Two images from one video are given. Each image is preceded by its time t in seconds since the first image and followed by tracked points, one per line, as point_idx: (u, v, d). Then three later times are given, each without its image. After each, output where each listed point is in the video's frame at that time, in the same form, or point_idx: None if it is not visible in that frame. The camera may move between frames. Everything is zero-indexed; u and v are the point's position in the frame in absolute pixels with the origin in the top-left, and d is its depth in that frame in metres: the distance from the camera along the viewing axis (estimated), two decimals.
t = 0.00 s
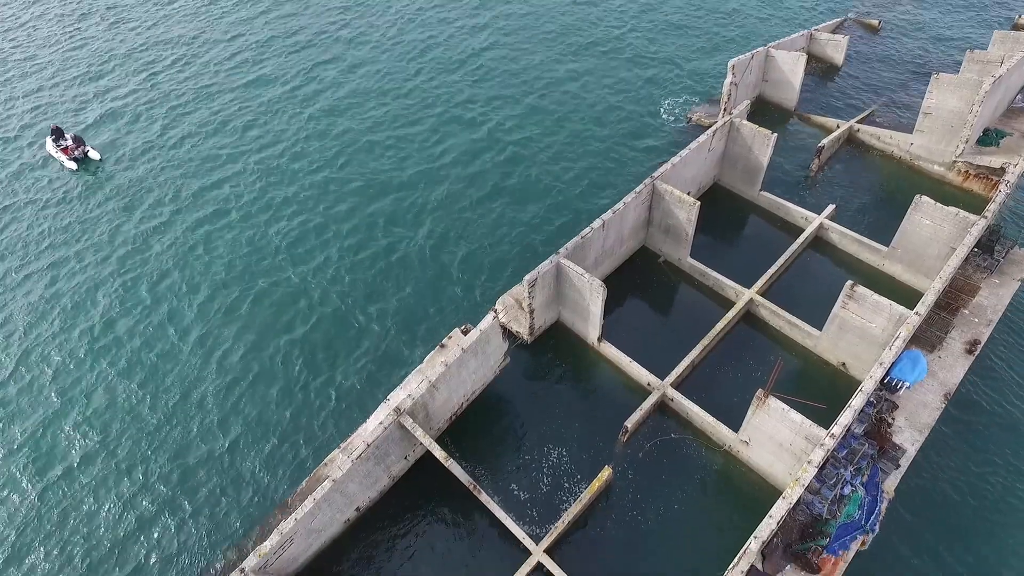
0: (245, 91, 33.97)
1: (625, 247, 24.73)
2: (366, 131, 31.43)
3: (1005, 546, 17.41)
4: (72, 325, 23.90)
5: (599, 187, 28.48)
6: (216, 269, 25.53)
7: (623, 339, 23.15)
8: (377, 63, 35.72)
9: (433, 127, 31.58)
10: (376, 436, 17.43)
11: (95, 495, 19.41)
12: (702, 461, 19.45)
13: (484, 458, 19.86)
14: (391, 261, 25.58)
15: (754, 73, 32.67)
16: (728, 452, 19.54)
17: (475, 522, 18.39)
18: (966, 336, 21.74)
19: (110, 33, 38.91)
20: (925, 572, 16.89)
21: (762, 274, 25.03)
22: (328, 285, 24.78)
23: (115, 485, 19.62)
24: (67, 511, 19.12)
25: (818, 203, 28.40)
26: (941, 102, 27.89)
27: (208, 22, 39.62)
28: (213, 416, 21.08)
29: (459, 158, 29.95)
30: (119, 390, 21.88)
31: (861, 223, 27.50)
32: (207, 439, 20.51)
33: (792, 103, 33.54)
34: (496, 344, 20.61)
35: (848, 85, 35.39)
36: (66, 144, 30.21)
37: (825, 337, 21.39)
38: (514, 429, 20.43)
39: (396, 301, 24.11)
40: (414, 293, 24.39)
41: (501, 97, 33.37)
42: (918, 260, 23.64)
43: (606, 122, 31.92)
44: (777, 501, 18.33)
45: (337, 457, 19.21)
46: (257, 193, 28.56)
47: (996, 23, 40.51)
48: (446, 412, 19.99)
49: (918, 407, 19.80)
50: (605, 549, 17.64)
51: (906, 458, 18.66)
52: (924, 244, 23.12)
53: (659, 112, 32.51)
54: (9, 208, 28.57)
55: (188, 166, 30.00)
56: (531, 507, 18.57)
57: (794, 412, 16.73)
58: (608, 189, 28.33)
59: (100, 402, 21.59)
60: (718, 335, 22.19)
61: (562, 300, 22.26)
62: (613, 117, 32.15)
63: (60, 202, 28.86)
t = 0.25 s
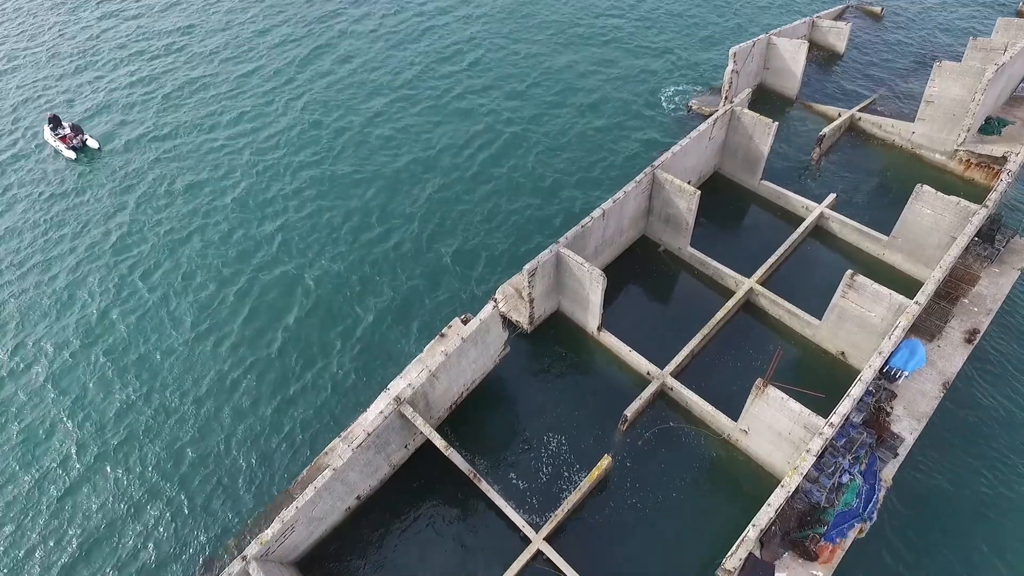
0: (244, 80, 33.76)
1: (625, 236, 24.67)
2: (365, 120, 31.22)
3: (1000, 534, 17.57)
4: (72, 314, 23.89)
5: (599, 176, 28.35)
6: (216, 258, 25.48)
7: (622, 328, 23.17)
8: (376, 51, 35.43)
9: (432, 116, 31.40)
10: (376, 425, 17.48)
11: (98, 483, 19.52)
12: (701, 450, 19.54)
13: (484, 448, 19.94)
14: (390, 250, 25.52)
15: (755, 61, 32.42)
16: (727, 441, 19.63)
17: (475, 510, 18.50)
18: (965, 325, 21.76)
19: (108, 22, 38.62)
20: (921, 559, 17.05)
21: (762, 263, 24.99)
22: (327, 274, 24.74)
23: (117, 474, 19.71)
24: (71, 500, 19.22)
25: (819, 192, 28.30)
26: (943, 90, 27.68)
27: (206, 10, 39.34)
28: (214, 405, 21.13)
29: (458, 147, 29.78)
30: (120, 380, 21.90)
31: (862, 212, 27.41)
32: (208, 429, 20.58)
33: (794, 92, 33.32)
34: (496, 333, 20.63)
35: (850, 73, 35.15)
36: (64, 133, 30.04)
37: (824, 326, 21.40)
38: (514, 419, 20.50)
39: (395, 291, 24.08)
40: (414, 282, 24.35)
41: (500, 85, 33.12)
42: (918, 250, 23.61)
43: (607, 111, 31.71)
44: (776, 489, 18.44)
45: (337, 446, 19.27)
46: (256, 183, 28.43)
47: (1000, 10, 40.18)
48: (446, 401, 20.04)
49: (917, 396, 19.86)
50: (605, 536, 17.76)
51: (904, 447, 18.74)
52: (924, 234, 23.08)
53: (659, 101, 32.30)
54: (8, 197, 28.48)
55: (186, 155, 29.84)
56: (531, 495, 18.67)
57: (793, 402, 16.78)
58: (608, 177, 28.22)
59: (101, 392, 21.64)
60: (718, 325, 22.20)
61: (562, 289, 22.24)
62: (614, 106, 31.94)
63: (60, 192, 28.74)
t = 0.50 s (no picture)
0: (242, 68, 33.52)
1: (625, 226, 24.60)
2: (364, 108, 31.01)
3: (997, 522, 17.69)
4: (73, 304, 23.84)
5: (599, 165, 28.23)
6: (215, 248, 25.41)
7: (622, 317, 23.19)
8: (374, 39, 35.14)
9: (431, 104, 31.19)
10: (376, 415, 17.53)
11: (101, 473, 19.60)
12: (700, 439, 19.62)
13: (483, 437, 20.01)
14: (389, 239, 25.45)
15: (756, 49, 32.18)
16: (726, 430, 19.71)
17: (474, 499, 18.60)
18: (964, 314, 21.78)
19: (105, 11, 38.30)
20: (918, 546, 17.17)
21: (762, 253, 24.96)
22: (327, 263, 24.66)
23: (119, 463, 19.78)
24: (74, 489, 19.31)
25: (819, 181, 28.21)
26: (945, 78, 27.48)
27: None
28: (215, 395, 21.16)
29: (457, 136, 29.60)
30: (121, 369, 21.92)
31: (862, 201, 27.34)
32: (209, 418, 20.63)
33: (794, 80, 33.11)
34: (496, 323, 20.64)
35: (851, 61, 34.91)
36: (62, 122, 29.83)
37: (824, 315, 21.42)
38: (514, 408, 20.56)
39: (395, 280, 24.05)
40: (413, 272, 24.30)
41: (500, 74, 32.88)
42: (918, 239, 23.57)
43: (607, 99, 31.51)
44: (774, 478, 18.54)
45: (338, 435, 19.34)
46: (254, 172, 28.28)
47: None
48: (446, 390, 20.09)
49: (915, 385, 19.92)
50: (604, 525, 17.88)
51: (902, 436, 18.82)
52: (924, 223, 23.03)
53: (660, 89, 32.09)
54: (6, 187, 28.36)
55: (184, 144, 29.65)
56: (530, 484, 18.77)
57: (791, 391, 16.83)
58: (608, 166, 28.09)
59: (103, 381, 21.67)
60: (717, 314, 22.21)
61: (562, 279, 22.22)
62: (614, 94, 31.73)
63: (58, 181, 28.57)
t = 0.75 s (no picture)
0: (240, 56, 33.29)
1: (625, 215, 24.54)
2: (363, 97, 30.81)
3: (995, 509, 17.78)
4: (73, 294, 23.83)
5: (600, 154, 28.09)
6: (215, 238, 25.36)
7: (622, 307, 23.20)
8: (373, 27, 34.86)
9: (430, 92, 30.99)
10: (376, 404, 17.59)
11: (103, 462, 19.69)
12: (699, 428, 19.71)
13: (483, 426, 20.08)
14: (389, 228, 25.39)
15: (757, 37, 31.93)
16: (725, 419, 19.79)
17: (474, 487, 18.70)
18: (963, 304, 21.79)
19: None
20: (916, 534, 17.25)
21: (762, 242, 24.93)
22: (326, 253, 24.62)
23: (121, 452, 19.87)
24: (76, 477, 19.41)
25: (820, 170, 28.10)
26: (948, 67, 27.28)
27: None
28: (215, 384, 21.21)
29: (457, 125, 29.43)
30: (122, 359, 21.95)
31: (863, 190, 27.26)
32: (210, 407, 20.68)
33: (796, 68, 32.87)
34: (496, 312, 20.65)
35: (853, 49, 34.65)
36: (60, 111, 29.68)
37: (823, 305, 21.44)
38: (514, 397, 20.62)
39: (395, 270, 24.02)
40: (413, 261, 24.27)
41: (500, 62, 32.63)
42: (919, 229, 23.53)
43: (607, 87, 31.30)
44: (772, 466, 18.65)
45: (338, 424, 19.41)
46: (253, 161, 28.15)
47: None
48: (446, 380, 20.13)
49: (914, 375, 19.98)
50: (603, 513, 18.00)
51: (900, 425, 18.90)
52: (925, 213, 22.98)
53: (661, 77, 31.87)
54: (5, 176, 28.25)
55: (183, 133, 29.49)
56: (530, 473, 18.87)
57: (790, 380, 16.88)
58: (609, 155, 27.97)
59: (104, 370, 21.71)
60: (717, 304, 22.23)
61: (562, 269, 22.20)
62: (614, 82, 31.52)
63: (57, 170, 28.44)
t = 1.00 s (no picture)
0: (237, 45, 33.03)
1: (625, 205, 24.46)
2: (361, 85, 30.60)
3: (993, 498, 17.86)
4: (73, 283, 23.79)
5: (600, 143, 27.95)
6: (214, 227, 25.28)
7: (622, 297, 23.20)
8: (372, 14, 34.56)
9: (430, 81, 30.76)
10: (376, 393, 17.60)
11: (105, 451, 19.76)
12: (698, 417, 19.78)
13: (483, 416, 20.14)
14: (388, 217, 25.32)
15: (759, 25, 31.63)
16: (723, 409, 19.86)
17: (475, 476, 18.80)
18: (963, 294, 21.79)
19: None
20: (914, 522, 17.34)
21: (762, 232, 24.89)
22: (326, 242, 24.55)
23: (122, 442, 19.93)
24: (79, 467, 19.49)
25: (821, 160, 27.99)
26: (950, 55, 27.04)
27: None
28: (216, 374, 21.23)
29: (457, 113, 29.26)
30: (123, 348, 21.95)
31: (865, 180, 27.17)
32: (210, 397, 20.72)
33: (798, 56, 32.60)
34: (495, 302, 20.64)
35: (855, 37, 34.38)
36: (57, 100, 29.48)
37: (823, 294, 21.43)
38: (513, 387, 20.66)
39: (394, 260, 23.96)
40: (413, 251, 24.21)
41: (499, 49, 32.38)
42: (919, 218, 23.48)
43: (608, 76, 31.07)
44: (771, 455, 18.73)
45: (338, 414, 19.44)
46: (252, 150, 27.99)
47: None
48: (446, 369, 20.16)
49: (913, 364, 20.02)
50: (603, 502, 18.11)
51: (898, 414, 18.97)
52: (926, 202, 22.92)
53: (662, 65, 31.64)
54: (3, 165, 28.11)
55: (181, 121, 29.30)
56: (530, 463, 18.96)
57: (789, 370, 16.91)
58: (609, 144, 27.83)
59: (104, 360, 21.72)
60: (717, 294, 22.23)
61: (561, 258, 22.16)
62: (615, 71, 31.31)
63: (55, 159, 28.29)
